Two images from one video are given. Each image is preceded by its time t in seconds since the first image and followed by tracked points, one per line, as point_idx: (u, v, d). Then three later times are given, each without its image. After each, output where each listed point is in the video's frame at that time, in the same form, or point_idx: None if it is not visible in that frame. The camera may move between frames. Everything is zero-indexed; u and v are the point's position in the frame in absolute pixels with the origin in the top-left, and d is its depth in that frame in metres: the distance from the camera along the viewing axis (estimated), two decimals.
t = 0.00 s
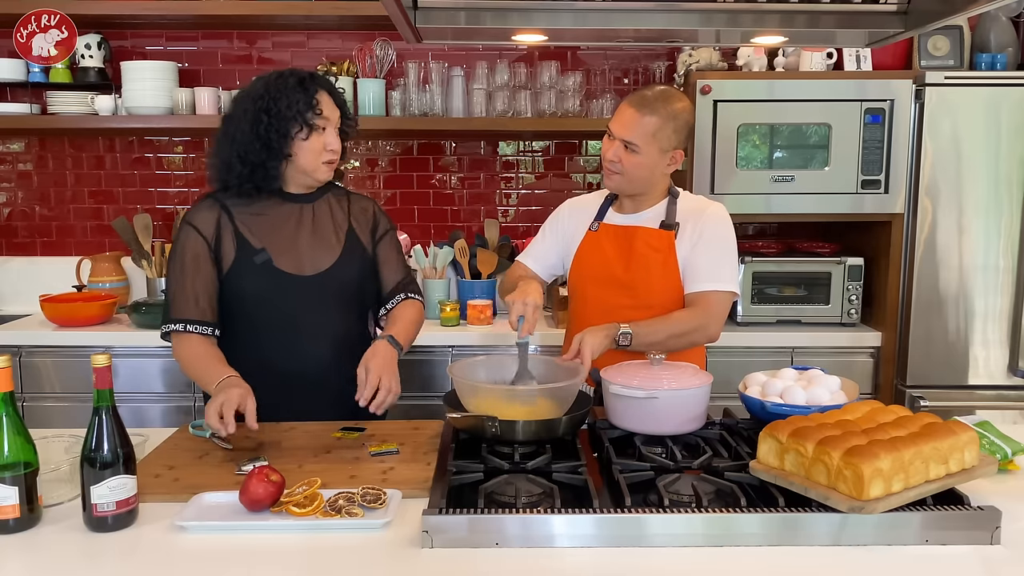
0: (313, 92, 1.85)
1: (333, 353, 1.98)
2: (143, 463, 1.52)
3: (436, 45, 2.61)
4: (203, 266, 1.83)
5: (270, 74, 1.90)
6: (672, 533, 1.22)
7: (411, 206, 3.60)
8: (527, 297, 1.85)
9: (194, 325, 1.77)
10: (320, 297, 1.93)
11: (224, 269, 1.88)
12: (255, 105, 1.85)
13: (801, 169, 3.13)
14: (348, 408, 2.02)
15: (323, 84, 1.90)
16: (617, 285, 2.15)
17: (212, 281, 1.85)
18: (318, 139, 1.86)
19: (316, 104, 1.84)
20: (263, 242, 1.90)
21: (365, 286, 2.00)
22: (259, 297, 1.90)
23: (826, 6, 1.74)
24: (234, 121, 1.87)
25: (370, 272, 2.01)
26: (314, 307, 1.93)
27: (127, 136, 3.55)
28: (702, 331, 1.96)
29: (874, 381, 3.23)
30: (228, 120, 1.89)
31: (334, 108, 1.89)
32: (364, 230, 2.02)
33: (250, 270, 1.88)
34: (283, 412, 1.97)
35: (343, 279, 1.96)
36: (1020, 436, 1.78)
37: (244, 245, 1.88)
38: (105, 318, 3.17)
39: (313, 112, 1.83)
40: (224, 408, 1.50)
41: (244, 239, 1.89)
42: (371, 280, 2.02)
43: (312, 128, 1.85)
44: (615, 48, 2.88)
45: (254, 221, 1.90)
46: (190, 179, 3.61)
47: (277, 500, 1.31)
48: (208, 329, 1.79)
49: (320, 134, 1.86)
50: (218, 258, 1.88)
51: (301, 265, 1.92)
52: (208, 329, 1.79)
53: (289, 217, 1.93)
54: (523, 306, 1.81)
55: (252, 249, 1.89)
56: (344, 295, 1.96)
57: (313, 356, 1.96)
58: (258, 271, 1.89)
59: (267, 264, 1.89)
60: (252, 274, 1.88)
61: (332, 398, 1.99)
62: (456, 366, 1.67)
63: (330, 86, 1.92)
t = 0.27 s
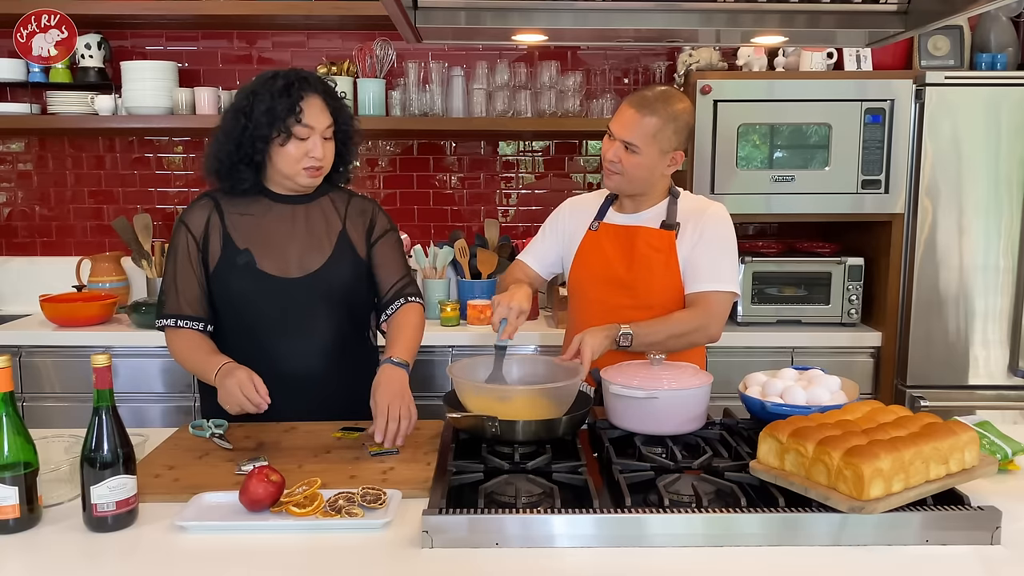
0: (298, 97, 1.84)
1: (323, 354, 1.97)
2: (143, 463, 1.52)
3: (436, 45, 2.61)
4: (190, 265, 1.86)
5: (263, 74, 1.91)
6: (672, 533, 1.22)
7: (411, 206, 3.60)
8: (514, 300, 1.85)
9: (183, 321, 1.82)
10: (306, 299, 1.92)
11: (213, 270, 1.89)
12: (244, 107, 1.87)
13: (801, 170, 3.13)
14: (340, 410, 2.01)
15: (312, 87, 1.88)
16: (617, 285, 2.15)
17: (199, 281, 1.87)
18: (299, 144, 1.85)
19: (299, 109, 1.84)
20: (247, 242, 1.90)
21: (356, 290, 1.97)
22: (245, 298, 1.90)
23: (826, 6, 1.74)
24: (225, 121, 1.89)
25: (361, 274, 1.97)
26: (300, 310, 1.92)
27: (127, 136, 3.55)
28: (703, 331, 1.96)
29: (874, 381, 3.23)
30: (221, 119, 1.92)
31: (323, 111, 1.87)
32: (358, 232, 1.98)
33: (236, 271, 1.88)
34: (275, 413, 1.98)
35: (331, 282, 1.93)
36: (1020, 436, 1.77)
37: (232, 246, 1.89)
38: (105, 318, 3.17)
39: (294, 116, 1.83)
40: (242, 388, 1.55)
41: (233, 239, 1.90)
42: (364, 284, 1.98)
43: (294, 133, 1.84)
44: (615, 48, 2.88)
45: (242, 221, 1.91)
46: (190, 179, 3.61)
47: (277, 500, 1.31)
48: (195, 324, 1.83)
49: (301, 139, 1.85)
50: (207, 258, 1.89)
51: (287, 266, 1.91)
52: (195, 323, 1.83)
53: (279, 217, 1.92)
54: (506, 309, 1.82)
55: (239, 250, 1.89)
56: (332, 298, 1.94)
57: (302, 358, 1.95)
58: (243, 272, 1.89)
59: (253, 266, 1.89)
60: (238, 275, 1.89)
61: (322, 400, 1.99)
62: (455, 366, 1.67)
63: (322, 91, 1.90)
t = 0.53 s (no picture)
0: (288, 98, 1.83)
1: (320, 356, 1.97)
2: (143, 463, 1.52)
3: (436, 45, 2.61)
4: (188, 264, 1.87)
5: (258, 75, 1.90)
6: (672, 533, 1.22)
7: (411, 206, 3.60)
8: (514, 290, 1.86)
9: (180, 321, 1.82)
10: (303, 300, 1.92)
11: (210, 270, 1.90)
12: (236, 108, 1.87)
13: (801, 170, 3.13)
14: (337, 411, 2.01)
15: (305, 88, 1.87)
16: (617, 285, 2.16)
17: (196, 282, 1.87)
18: (290, 146, 1.84)
19: (289, 110, 1.82)
20: (243, 243, 1.90)
21: (353, 291, 1.97)
22: (242, 299, 1.90)
23: (826, 6, 1.74)
24: (220, 122, 1.89)
25: (359, 276, 1.97)
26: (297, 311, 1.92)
27: (127, 136, 3.55)
28: (703, 331, 1.96)
29: (874, 381, 3.23)
30: (218, 121, 1.92)
31: (314, 112, 1.85)
32: (356, 233, 1.98)
33: (233, 271, 1.89)
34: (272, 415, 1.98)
35: (328, 284, 1.93)
36: (1020, 436, 1.77)
37: (229, 247, 1.89)
38: (105, 318, 3.17)
39: (284, 119, 1.82)
40: (250, 392, 1.58)
41: (229, 239, 1.90)
42: (361, 285, 1.98)
43: (284, 134, 1.83)
44: (615, 48, 2.88)
45: (238, 222, 1.91)
46: (190, 179, 3.61)
47: (277, 500, 1.31)
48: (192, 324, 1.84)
49: (292, 141, 1.84)
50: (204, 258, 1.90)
51: (282, 268, 1.91)
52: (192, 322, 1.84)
53: (275, 219, 1.92)
54: (511, 299, 1.84)
55: (235, 250, 1.89)
56: (329, 299, 1.93)
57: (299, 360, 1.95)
58: (239, 272, 1.89)
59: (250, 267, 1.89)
60: (236, 276, 1.89)
61: (317, 401, 1.99)
62: (455, 366, 1.67)
63: (314, 91, 1.88)
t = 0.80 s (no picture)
0: (269, 96, 1.83)
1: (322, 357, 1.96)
2: (143, 463, 1.52)
3: (436, 45, 2.61)
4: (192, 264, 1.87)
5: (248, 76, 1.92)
6: (672, 533, 1.22)
7: (411, 206, 3.60)
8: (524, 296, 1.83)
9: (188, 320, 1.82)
10: (305, 300, 1.91)
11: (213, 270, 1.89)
12: (222, 107, 1.88)
13: (801, 169, 3.13)
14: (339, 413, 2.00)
15: (289, 86, 1.86)
16: (617, 285, 2.15)
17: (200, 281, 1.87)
18: (273, 144, 1.84)
19: (269, 108, 1.83)
20: (246, 244, 1.90)
21: (355, 292, 1.97)
22: (245, 299, 1.89)
23: (826, 6, 1.74)
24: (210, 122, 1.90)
25: (361, 276, 1.97)
26: (299, 311, 1.92)
27: (127, 136, 3.55)
28: (703, 331, 1.96)
29: (874, 381, 3.23)
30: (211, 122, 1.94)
31: (298, 110, 1.85)
32: (358, 233, 1.98)
33: (236, 271, 1.88)
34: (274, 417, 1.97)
35: (330, 284, 1.93)
36: (1020, 436, 1.77)
37: (232, 247, 1.89)
38: (105, 318, 3.17)
39: (263, 116, 1.82)
40: (272, 377, 1.57)
41: (230, 239, 1.90)
42: (364, 286, 1.98)
43: (266, 132, 1.83)
44: (615, 48, 2.88)
45: (241, 223, 1.91)
46: (190, 179, 3.61)
47: (277, 500, 1.31)
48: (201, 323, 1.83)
49: (275, 139, 1.84)
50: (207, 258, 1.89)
51: (285, 268, 1.91)
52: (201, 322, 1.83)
53: (275, 219, 1.92)
54: (521, 306, 1.81)
55: (237, 250, 1.89)
56: (332, 299, 1.93)
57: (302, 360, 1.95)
58: (242, 272, 1.88)
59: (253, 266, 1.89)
60: (239, 276, 1.89)
61: (322, 400, 1.98)
62: (455, 366, 1.67)
63: (298, 87, 1.87)
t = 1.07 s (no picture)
0: (269, 96, 1.83)
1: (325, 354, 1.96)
2: (144, 463, 1.52)
3: (436, 45, 2.61)
4: (198, 259, 1.86)
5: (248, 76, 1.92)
6: (672, 533, 1.22)
7: (411, 206, 3.60)
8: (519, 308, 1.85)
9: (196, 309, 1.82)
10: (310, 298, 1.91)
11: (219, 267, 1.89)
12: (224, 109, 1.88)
13: (801, 170, 3.13)
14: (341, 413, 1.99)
15: (289, 84, 1.86)
16: (617, 285, 2.15)
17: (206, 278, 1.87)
18: (276, 143, 1.84)
19: (270, 107, 1.83)
20: (253, 241, 1.90)
21: (359, 290, 1.97)
22: (249, 297, 1.89)
23: (826, 6, 1.74)
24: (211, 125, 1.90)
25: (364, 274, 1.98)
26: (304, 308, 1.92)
27: (127, 136, 3.55)
28: (703, 331, 1.96)
29: (874, 381, 3.23)
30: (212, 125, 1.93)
31: (300, 107, 1.84)
32: (362, 231, 1.99)
33: (241, 268, 1.88)
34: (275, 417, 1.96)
35: (335, 281, 1.93)
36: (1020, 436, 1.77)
37: (237, 243, 1.89)
38: (105, 318, 3.17)
39: (266, 115, 1.82)
40: (281, 326, 1.63)
41: (236, 236, 1.89)
42: (367, 284, 1.99)
43: (269, 131, 1.83)
44: (615, 48, 2.88)
45: (247, 220, 1.91)
46: (190, 179, 3.61)
47: (277, 500, 1.31)
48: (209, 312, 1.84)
49: (279, 138, 1.84)
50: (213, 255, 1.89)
51: (290, 265, 1.91)
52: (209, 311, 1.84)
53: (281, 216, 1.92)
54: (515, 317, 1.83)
55: (244, 246, 1.89)
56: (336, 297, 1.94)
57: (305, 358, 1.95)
58: (248, 268, 1.88)
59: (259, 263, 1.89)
60: (244, 273, 1.88)
61: (329, 400, 1.97)
62: (455, 366, 1.67)
63: (299, 84, 1.86)
